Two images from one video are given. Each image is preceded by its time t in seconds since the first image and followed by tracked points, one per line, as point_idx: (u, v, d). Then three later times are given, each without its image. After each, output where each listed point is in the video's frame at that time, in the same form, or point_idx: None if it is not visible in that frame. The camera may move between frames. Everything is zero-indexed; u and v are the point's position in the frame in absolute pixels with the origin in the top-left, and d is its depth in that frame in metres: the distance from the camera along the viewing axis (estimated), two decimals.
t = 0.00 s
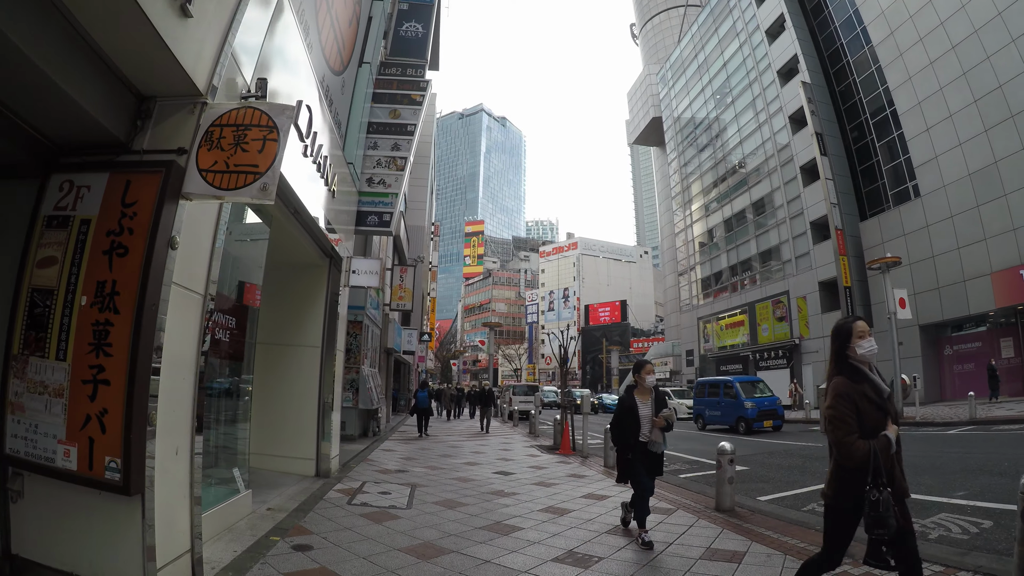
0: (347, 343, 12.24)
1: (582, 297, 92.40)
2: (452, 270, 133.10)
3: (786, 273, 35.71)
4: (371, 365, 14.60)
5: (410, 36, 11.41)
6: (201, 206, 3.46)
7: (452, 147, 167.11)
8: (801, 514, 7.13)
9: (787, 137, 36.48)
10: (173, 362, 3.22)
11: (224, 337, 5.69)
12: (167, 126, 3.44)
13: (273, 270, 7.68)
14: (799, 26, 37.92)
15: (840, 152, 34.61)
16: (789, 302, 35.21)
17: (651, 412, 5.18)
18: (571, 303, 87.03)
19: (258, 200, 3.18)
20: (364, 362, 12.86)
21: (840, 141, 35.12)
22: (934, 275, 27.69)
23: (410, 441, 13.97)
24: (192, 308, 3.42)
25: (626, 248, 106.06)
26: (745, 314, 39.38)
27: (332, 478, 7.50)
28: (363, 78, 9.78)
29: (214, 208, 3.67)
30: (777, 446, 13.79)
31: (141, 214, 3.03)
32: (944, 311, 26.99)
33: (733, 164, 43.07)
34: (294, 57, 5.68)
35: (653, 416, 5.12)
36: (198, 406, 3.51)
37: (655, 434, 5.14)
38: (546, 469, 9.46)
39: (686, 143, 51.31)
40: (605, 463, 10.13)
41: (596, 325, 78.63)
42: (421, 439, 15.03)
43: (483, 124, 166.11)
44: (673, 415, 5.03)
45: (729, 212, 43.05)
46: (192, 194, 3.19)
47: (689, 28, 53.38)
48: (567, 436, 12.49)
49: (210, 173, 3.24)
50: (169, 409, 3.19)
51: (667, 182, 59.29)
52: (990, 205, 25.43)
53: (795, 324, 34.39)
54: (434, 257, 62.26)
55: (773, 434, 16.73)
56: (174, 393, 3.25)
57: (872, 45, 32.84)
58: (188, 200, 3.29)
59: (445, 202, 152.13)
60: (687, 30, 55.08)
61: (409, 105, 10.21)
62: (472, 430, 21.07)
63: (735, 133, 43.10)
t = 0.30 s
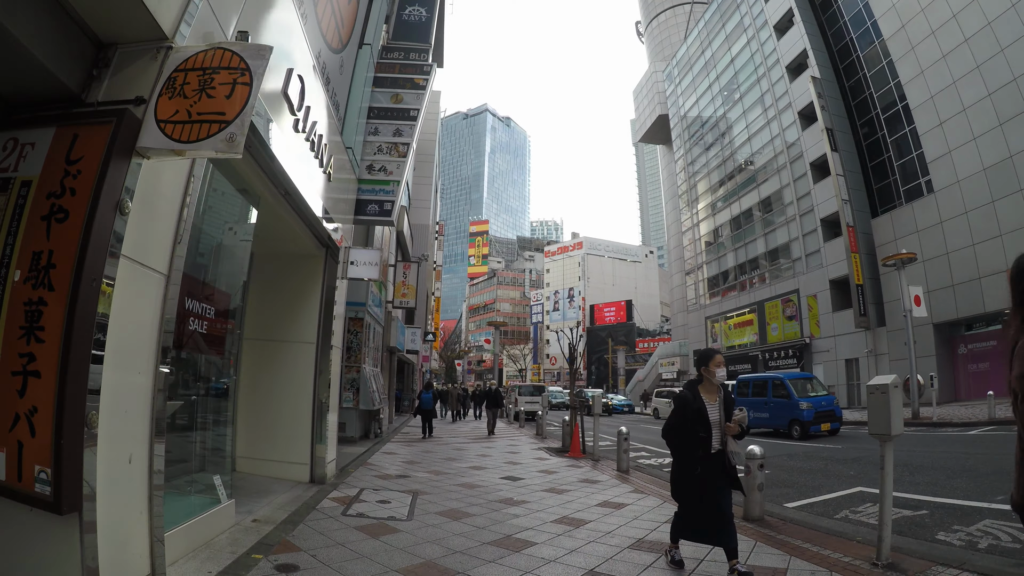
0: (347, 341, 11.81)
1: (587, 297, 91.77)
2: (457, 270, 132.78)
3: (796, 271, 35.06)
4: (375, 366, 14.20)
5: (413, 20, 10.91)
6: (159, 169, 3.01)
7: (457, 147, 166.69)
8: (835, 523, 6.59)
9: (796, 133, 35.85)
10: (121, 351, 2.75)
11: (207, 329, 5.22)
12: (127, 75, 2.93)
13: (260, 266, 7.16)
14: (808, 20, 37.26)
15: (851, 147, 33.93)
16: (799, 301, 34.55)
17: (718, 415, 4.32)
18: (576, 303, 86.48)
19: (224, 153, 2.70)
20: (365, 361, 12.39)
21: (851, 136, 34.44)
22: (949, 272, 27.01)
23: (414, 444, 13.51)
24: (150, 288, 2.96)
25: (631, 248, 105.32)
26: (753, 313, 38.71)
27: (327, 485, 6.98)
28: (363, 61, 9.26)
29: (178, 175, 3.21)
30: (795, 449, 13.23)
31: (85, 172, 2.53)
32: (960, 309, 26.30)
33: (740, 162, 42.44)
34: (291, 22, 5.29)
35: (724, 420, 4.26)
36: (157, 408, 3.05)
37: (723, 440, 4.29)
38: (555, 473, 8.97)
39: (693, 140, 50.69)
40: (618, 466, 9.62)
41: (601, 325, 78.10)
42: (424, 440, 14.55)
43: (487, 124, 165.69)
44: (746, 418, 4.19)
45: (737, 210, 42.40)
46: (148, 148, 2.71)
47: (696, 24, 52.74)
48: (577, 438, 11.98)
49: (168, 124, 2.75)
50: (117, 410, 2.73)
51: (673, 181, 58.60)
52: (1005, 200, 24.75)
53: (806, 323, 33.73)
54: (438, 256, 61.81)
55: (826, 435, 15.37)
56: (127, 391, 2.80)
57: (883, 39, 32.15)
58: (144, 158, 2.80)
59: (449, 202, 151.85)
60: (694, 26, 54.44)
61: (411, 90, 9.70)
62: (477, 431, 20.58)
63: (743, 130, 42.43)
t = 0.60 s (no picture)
0: (346, 338, 11.34)
1: (589, 297, 91.28)
2: (459, 270, 132.17)
3: (804, 269, 34.51)
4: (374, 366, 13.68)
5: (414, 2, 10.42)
6: (113, 122, 2.56)
7: (458, 147, 166.29)
8: (873, 532, 6.11)
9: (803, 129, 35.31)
10: (60, 334, 2.30)
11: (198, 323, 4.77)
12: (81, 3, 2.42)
13: (248, 256, 6.68)
14: (814, 14, 36.68)
15: (859, 143, 33.36)
16: (807, 298, 34.07)
17: (822, 407, 3.18)
18: (578, 303, 85.99)
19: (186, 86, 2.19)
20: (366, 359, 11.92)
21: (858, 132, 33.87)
22: (961, 269, 26.44)
23: (416, 445, 13.02)
24: (100, 262, 2.50)
25: (633, 247, 104.76)
26: (760, 312, 38.09)
27: (322, 491, 6.48)
28: (363, 41, 8.79)
29: (141, 132, 2.76)
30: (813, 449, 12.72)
31: (13, 112, 2.07)
32: (971, 306, 25.74)
33: (745, 159, 41.91)
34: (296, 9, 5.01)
35: (829, 416, 3.12)
36: (109, 407, 2.62)
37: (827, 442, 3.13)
38: (567, 476, 8.51)
39: (697, 138, 50.20)
40: (632, 469, 9.12)
41: (603, 325, 77.52)
42: (427, 441, 14.06)
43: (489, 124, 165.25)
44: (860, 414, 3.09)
45: (742, 207, 41.79)
46: (99, 88, 2.26)
47: (699, 20, 52.19)
48: (587, 439, 11.48)
49: (120, 55, 2.25)
50: (54, 407, 2.29)
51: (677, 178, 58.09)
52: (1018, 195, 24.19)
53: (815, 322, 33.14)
54: (440, 256, 61.44)
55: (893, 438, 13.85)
56: (64, 384, 2.34)
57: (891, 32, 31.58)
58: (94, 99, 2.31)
59: (451, 202, 151.49)
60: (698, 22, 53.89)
61: (413, 71, 9.22)
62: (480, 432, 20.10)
63: (748, 126, 41.92)
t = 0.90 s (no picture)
0: (342, 339, 10.90)
1: (589, 297, 90.70)
2: (458, 271, 131.51)
3: (808, 267, 34.06)
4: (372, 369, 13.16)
5: None
6: (44, 64, 2.27)
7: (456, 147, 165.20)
8: (914, 546, 5.62)
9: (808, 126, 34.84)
10: None
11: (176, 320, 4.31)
12: None
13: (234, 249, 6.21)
14: (818, 10, 36.23)
15: (864, 139, 32.92)
16: (812, 297, 33.65)
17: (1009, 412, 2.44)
18: (578, 303, 85.44)
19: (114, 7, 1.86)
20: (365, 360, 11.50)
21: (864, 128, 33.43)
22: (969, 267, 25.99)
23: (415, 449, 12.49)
24: (23, 228, 2.22)
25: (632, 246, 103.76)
26: (763, 311, 37.62)
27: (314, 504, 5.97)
28: (359, 21, 8.27)
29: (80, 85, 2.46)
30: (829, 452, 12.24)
31: None
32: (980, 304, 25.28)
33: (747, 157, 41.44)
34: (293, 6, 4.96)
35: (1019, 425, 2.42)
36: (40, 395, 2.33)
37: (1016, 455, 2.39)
38: (576, 485, 8.02)
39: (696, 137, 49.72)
40: (644, 476, 8.62)
41: (602, 325, 76.91)
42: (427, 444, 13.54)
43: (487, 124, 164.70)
44: None
45: (745, 205, 41.23)
46: (15, 12, 1.91)
47: (701, 18, 51.69)
48: (594, 443, 10.97)
49: None
50: None
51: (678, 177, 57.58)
52: None
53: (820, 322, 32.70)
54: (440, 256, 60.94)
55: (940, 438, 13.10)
56: None
57: (897, 28, 31.14)
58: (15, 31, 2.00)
59: (450, 203, 150.92)
60: (699, 20, 53.41)
61: (413, 55, 8.70)
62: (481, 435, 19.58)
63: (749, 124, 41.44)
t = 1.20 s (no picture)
0: (338, 334, 10.42)
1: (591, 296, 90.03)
2: (459, 270, 130.98)
3: (817, 264, 33.56)
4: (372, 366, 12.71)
5: None
6: None
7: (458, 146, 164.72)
8: (960, 554, 5.11)
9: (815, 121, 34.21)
10: None
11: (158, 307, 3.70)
12: None
13: (217, 234, 5.72)
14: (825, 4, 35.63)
15: (872, 134, 32.29)
16: (820, 295, 33.17)
17: None
18: (580, 302, 84.83)
19: None
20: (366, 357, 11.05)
21: (872, 123, 32.82)
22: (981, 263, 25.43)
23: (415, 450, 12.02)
24: None
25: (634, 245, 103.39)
26: (769, 309, 37.03)
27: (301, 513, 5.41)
28: None
29: None
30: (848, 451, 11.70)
31: None
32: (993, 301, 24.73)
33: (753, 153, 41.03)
34: (294, 4, 4.84)
35: None
36: None
37: None
38: (586, 488, 7.50)
39: (700, 135, 49.48)
40: (659, 479, 8.10)
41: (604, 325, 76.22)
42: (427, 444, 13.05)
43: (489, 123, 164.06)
44: None
45: (751, 201, 40.54)
46: None
47: (705, 13, 51.06)
48: (602, 444, 10.47)
49: None
50: None
51: (682, 175, 57.10)
52: None
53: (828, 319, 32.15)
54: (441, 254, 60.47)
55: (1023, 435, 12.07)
56: None
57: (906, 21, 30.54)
58: None
59: (452, 202, 150.45)
60: (702, 16, 52.81)
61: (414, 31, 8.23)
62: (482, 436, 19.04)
63: (754, 120, 40.97)
